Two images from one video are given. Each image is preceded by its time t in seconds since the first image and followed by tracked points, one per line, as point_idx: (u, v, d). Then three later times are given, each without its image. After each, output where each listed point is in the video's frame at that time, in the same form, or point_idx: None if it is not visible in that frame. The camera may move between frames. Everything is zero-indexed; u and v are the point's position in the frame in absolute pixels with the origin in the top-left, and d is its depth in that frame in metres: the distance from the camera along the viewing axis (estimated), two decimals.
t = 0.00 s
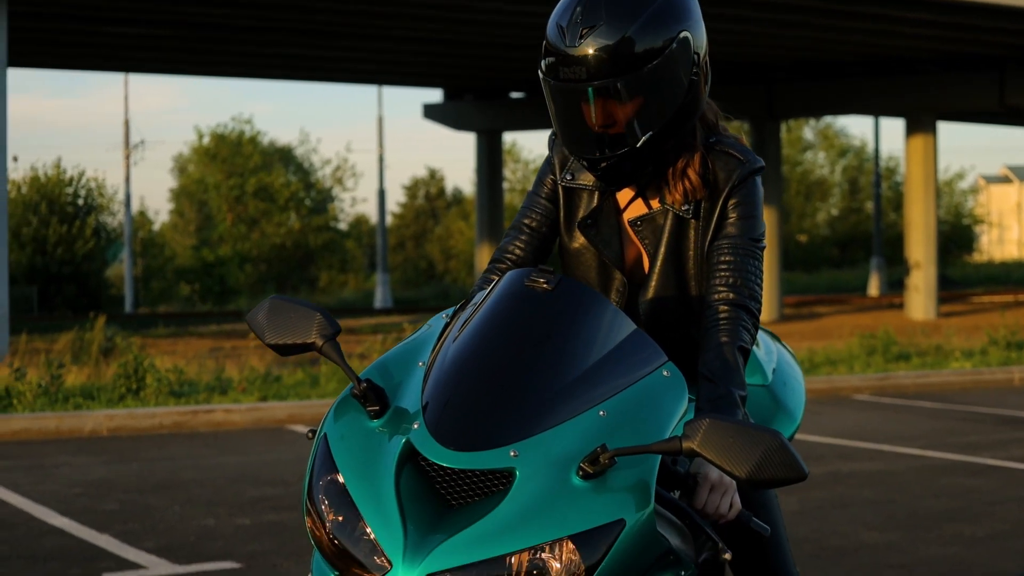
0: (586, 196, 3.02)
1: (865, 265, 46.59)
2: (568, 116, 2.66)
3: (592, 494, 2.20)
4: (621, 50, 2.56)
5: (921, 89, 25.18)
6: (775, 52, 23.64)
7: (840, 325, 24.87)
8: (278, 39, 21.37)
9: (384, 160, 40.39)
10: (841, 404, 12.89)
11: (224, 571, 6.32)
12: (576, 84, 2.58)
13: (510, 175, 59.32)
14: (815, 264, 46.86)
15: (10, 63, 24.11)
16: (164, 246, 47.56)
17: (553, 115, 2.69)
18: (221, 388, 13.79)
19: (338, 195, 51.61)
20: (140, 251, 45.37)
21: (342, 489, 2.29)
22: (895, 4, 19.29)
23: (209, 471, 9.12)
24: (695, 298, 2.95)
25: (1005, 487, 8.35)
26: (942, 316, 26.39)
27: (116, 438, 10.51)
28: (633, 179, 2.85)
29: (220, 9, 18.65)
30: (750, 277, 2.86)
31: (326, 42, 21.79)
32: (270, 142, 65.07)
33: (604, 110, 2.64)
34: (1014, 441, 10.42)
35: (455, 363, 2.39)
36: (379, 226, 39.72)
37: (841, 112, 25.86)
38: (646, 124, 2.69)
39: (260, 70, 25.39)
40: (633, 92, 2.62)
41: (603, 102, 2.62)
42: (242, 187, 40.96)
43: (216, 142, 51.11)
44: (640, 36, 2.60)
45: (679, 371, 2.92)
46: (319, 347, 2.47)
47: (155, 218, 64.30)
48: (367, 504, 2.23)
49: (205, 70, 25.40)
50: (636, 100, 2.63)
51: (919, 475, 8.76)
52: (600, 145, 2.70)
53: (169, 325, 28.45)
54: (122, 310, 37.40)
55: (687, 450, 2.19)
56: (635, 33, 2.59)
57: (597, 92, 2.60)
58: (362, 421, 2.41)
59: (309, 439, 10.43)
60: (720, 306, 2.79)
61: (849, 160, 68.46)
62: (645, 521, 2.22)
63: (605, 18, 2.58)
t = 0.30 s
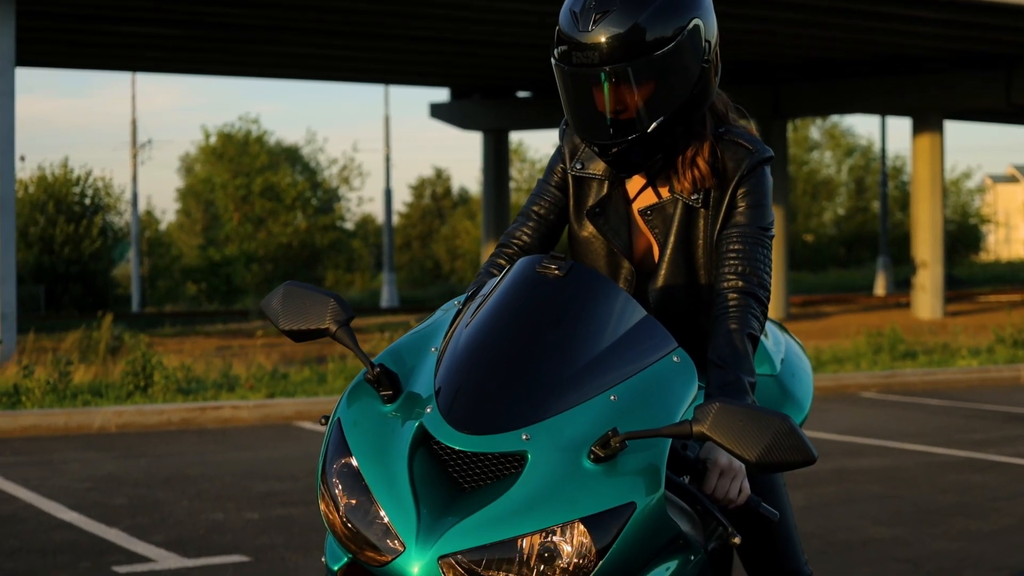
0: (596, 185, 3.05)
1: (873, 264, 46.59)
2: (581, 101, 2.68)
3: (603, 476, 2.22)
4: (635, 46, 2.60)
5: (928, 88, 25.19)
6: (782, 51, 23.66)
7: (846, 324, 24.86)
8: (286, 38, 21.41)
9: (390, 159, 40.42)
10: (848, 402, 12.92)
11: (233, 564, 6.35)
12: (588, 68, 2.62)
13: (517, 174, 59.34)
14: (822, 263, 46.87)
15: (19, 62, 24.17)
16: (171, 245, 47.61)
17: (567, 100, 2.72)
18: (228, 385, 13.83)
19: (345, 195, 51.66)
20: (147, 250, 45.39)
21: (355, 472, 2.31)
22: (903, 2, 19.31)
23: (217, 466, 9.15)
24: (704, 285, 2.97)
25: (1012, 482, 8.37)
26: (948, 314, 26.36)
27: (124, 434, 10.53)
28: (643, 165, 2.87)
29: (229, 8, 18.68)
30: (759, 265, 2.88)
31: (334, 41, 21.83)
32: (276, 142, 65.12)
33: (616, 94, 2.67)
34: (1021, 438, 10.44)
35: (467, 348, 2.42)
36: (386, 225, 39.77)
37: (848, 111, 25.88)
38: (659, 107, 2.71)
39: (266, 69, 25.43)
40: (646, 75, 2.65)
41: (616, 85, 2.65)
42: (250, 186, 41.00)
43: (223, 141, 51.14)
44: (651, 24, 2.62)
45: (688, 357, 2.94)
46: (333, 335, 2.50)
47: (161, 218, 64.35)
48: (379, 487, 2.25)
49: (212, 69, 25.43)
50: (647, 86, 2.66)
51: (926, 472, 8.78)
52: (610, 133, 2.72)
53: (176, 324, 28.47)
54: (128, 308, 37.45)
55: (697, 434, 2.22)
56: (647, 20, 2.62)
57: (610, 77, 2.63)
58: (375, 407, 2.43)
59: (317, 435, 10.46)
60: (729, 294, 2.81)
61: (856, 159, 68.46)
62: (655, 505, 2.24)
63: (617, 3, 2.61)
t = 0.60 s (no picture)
0: (603, 173, 3.07)
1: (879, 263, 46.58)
2: (591, 85, 2.71)
3: (611, 460, 2.24)
4: (644, 32, 2.62)
5: (934, 88, 25.20)
6: (789, 51, 23.68)
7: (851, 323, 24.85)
8: (292, 37, 21.43)
9: (396, 159, 40.41)
10: (852, 399, 12.93)
11: (240, 558, 6.37)
12: (597, 50, 2.64)
13: (521, 173, 59.31)
14: (827, 262, 46.84)
15: (27, 62, 24.21)
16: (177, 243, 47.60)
17: (575, 84, 2.75)
18: (234, 382, 13.86)
19: (350, 194, 51.62)
20: (152, 250, 45.40)
21: (366, 455, 2.33)
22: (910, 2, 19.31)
23: (224, 462, 9.18)
24: (711, 274, 2.99)
25: (1018, 478, 8.39)
26: (953, 314, 26.34)
27: (131, 430, 10.56)
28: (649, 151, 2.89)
29: (235, 7, 18.71)
30: (766, 252, 2.90)
31: (340, 41, 21.85)
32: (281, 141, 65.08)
33: (625, 78, 2.69)
34: None
35: (477, 333, 2.44)
36: (391, 225, 39.76)
37: (854, 110, 25.88)
38: (668, 92, 2.73)
39: (272, 68, 25.46)
40: (654, 60, 2.67)
41: (625, 69, 2.67)
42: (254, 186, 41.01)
43: (227, 140, 51.13)
44: (661, 12, 2.65)
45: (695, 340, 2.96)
46: (344, 318, 2.52)
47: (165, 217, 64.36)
48: (390, 472, 2.27)
49: (217, 68, 25.45)
50: (654, 72, 2.68)
51: (931, 468, 8.80)
52: (619, 118, 2.75)
53: (181, 323, 28.48)
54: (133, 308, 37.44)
55: (706, 417, 2.23)
56: (657, 7, 2.64)
57: (616, 62, 2.65)
58: (386, 390, 2.45)
59: (323, 432, 10.50)
60: (737, 281, 2.84)
61: (861, 159, 68.42)
62: (663, 488, 2.26)
63: None
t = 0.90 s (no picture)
0: (610, 162, 3.09)
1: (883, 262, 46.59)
2: (600, 68, 2.74)
3: (620, 439, 2.27)
4: (651, 13, 2.67)
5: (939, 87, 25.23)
6: (794, 50, 23.71)
7: (857, 322, 24.86)
8: (297, 36, 21.47)
9: (400, 158, 40.44)
10: (857, 395, 12.95)
11: (249, 550, 6.40)
12: (606, 31, 2.68)
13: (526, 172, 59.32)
14: (832, 262, 46.85)
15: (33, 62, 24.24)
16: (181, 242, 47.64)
17: (585, 66, 2.77)
18: (239, 379, 13.91)
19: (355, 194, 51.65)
20: (157, 249, 45.44)
21: (377, 435, 2.35)
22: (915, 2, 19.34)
23: (231, 457, 9.21)
24: (717, 258, 3.01)
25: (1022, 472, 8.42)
26: (958, 312, 26.36)
27: (137, 426, 10.58)
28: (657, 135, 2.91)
29: (241, 7, 18.75)
30: (772, 237, 2.93)
31: (345, 39, 21.88)
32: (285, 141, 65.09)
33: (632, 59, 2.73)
34: None
35: (488, 315, 2.47)
36: (396, 224, 39.79)
37: (859, 109, 25.91)
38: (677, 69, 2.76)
39: (277, 67, 25.49)
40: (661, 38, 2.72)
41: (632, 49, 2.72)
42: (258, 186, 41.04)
43: (232, 140, 51.16)
44: None
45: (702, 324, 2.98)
46: (355, 302, 2.55)
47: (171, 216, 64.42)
48: (402, 451, 2.29)
49: (222, 68, 25.49)
50: (663, 54, 2.71)
51: (936, 462, 8.83)
52: (628, 99, 2.77)
53: (187, 322, 28.52)
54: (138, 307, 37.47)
55: (713, 397, 2.26)
56: None
57: (625, 43, 2.69)
58: (397, 372, 2.48)
59: (329, 427, 10.53)
60: (745, 265, 2.86)
61: (866, 158, 68.44)
62: (671, 469, 2.28)
63: None
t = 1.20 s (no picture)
0: (617, 148, 3.10)
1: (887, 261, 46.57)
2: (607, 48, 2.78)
3: (628, 418, 2.28)
4: None
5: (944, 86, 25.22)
6: (798, 48, 23.72)
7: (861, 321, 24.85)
8: (301, 35, 21.50)
9: (404, 157, 40.44)
10: (861, 392, 12.96)
11: (254, 542, 6.42)
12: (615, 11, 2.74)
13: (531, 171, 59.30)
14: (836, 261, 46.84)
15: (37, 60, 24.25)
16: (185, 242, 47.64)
17: (594, 45, 2.82)
18: (244, 375, 13.94)
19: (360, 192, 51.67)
20: (161, 249, 45.44)
21: (386, 414, 2.37)
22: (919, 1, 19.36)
23: (236, 451, 9.22)
24: (724, 242, 3.03)
25: None
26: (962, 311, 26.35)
27: (143, 421, 10.60)
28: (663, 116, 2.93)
29: (246, 5, 18.78)
30: (777, 221, 2.95)
31: (350, 38, 21.91)
32: (290, 140, 65.10)
33: (640, 39, 2.77)
34: None
35: (495, 295, 2.48)
36: (400, 223, 39.80)
37: (863, 107, 25.93)
38: (682, 51, 2.79)
39: (281, 66, 25.52)
40: (667, 18, 2.75)
41: (640, 29, 2.75)
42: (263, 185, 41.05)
43: (236, 139, 51.16)
44: None
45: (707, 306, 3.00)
46: (363, 282, 2.57)
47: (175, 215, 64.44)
48: (410, 429, 2.31)
49: (227, 67, 25.51)
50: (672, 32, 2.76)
51: (942, 457, 8.84)
52: (634, 79, 2.80)
53: (192, 322, 28.52)
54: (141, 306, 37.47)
55: (720, 375, 2.28)
56: None
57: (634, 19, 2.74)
58: (405, 352, 2.50)
59: (333, 423, 10.55)
60: (749, 250, 2.88)
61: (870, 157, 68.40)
62: (677, 448, 2.30)
63: None
